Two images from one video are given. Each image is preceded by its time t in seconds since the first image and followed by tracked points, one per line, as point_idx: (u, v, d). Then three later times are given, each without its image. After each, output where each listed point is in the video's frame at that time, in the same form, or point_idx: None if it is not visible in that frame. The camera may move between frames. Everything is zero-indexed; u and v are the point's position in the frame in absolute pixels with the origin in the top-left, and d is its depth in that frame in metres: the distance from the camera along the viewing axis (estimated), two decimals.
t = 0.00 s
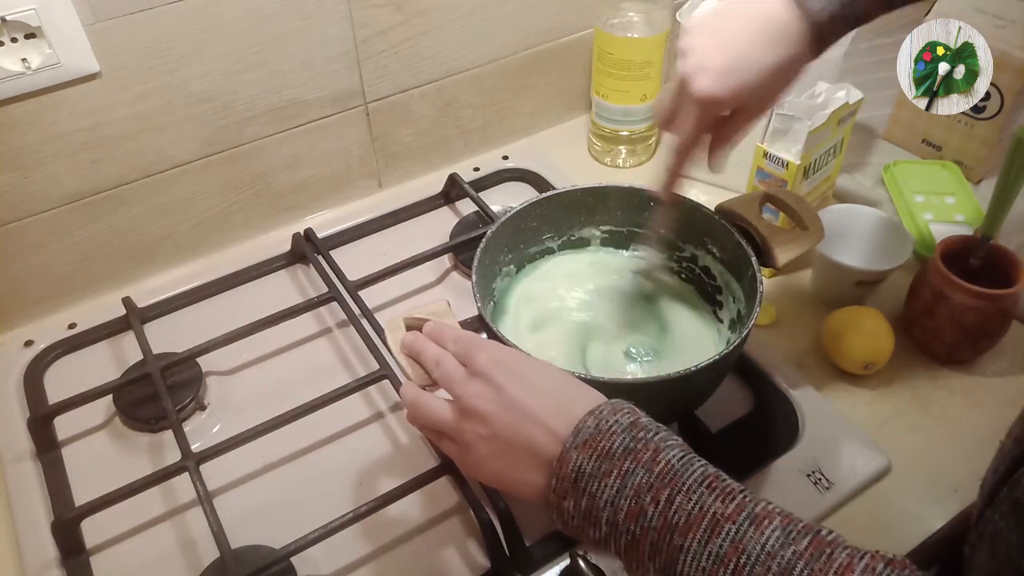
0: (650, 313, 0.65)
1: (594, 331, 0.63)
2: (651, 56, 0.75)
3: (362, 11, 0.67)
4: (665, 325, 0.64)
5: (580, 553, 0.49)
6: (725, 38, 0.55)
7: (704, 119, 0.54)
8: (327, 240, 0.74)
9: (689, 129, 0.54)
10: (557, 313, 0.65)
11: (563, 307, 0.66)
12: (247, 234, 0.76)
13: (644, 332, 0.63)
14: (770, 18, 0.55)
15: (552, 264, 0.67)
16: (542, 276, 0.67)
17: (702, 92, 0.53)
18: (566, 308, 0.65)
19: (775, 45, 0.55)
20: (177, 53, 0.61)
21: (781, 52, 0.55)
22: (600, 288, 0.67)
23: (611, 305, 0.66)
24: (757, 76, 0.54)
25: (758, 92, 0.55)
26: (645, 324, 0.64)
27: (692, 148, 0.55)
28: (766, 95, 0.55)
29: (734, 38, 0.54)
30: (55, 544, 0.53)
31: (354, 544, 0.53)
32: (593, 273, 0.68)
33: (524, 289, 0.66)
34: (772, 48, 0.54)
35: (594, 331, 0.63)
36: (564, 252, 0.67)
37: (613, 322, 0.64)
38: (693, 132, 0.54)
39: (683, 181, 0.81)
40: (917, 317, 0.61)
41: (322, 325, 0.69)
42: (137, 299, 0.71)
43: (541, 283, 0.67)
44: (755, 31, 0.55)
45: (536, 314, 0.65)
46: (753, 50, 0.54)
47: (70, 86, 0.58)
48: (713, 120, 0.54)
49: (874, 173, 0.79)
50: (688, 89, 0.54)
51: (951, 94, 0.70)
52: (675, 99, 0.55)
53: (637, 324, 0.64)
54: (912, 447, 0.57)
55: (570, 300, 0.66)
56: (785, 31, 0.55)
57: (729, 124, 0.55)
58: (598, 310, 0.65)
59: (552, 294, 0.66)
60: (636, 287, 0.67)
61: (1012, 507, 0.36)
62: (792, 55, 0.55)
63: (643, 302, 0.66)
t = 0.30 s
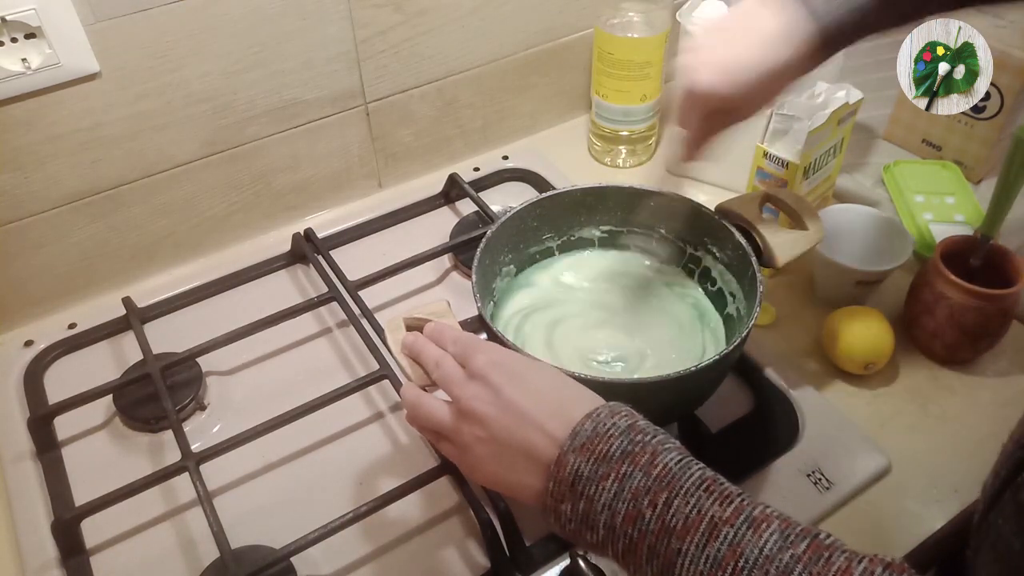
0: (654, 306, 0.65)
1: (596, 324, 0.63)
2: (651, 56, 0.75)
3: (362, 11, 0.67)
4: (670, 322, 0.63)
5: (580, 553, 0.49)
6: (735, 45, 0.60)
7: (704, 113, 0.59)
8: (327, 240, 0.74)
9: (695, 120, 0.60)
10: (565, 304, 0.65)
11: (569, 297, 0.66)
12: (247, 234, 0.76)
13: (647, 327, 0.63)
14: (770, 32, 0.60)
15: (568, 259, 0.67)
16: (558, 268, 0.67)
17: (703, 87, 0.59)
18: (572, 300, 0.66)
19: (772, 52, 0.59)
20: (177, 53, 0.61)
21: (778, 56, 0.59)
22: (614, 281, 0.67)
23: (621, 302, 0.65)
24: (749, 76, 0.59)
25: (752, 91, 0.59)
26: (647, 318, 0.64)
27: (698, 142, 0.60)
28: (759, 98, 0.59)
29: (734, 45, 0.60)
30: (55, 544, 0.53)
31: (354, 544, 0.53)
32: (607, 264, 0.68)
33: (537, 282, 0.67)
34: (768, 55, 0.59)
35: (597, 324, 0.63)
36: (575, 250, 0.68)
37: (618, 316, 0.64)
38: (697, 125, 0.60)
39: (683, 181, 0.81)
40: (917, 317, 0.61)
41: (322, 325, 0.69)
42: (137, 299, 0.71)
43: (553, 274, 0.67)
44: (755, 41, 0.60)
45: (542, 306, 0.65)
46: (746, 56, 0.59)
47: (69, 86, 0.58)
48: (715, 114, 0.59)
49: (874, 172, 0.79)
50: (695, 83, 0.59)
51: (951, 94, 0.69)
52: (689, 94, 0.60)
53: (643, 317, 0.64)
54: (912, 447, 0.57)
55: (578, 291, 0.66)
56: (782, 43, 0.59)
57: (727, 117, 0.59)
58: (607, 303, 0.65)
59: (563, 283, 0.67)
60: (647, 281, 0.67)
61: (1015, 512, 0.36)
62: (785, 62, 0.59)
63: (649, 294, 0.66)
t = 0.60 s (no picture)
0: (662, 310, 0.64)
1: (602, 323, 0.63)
2: (651, 56, 0.75)
3: (361, 11, 0.67)
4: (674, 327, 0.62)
5: (580, 553, 0.49)
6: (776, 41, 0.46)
7: (733, 131, 0.47)
8: (327, 240, 0.74)
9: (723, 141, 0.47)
10: (579, 298, 0.66)
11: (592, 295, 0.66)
12: (247, 234, 0.76)
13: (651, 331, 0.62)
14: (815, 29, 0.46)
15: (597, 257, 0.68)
16: (586, 267, 0.68)
17: (734, 97, 0.46)
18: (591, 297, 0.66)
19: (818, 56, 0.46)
20: (177, 53, 0.61)
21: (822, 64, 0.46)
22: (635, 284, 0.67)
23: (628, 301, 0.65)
24: (789, 83, 0.45)
25: (793, 104, 0.45)
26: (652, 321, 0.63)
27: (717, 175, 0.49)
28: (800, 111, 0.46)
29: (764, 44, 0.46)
30: (55, 544, 0.53)
31: (355, 544, 0.53)
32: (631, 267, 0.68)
33: (560, 274, 0.68)
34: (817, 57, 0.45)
35: (604, 324, 0.63)
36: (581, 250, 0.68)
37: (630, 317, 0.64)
38: (723, 146, 0.47)
39: (683, 181, 0.81)
40: (917, 317, 0.61)
41: (322, 325, 0.69)
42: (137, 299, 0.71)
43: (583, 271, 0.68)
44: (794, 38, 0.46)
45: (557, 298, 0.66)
46: (786, 58, 0.45)
47: (69, 86, 0.58)
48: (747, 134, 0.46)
49: (874, 172, 0.79)
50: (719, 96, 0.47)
51: (950, 94, 0.69)
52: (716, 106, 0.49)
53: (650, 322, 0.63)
54: (912, 447, 0.57)
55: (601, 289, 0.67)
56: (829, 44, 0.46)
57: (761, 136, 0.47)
58: (622, 303, 0.65)
59: (587, 283, 0.67)
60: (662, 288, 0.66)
61: (1003, 514, 0.37)
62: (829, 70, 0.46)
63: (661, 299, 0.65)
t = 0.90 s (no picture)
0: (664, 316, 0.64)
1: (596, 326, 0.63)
2: (651, 56, 0.75)
3: (361, 11, 0.67)
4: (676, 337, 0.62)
5: (580, 553, 0.49)
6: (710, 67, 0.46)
7: (700, 145, 0.47)
8: (327, 240, 0.74)
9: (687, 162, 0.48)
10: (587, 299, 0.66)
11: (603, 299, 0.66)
12: (247, 234, 0.76)
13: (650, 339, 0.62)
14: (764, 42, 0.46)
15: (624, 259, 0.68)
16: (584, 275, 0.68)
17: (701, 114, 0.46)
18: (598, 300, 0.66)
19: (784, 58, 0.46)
20: (177, 53, 0.61)
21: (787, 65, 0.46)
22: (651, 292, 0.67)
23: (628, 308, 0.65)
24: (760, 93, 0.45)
25: (758, 114, 0.46)
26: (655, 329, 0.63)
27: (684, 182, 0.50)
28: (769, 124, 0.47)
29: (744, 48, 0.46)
30: (54, 544, 0.53)
31: (355, 544, 0.53)
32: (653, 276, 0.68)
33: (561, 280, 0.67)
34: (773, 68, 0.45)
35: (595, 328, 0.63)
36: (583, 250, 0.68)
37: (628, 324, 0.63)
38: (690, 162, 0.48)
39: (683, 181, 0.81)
40: (917, 317, 0.61)
41: (321, 325, 0.69)
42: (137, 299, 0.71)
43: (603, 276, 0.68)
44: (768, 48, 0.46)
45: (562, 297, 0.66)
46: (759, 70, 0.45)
47: (70, 86, 0.58)
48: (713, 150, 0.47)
49: (874, 173, 0.79)
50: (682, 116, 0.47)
51: (951, 93, 0.70)
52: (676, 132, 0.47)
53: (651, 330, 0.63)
54: (912, 446, 0.57)
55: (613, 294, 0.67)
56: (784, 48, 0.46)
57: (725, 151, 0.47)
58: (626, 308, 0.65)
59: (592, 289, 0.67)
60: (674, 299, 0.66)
61: (1006, 509, 0.36)
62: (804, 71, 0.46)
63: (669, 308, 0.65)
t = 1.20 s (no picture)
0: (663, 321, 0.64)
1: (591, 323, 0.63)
2: (651, 56, 0.75)
3: (361, 11, 0.67)
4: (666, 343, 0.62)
5: (580, 552, 0.49)
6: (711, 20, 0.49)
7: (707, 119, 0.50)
8: (327, 240, 0.74)
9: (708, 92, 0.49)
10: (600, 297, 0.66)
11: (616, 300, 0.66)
12: (247, 234, 0.76)
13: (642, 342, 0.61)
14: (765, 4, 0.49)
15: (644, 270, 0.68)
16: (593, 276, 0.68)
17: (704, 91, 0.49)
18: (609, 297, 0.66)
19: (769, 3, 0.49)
20: (177, 53, 0.61)
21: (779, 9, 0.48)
22: (660, 301, 0.66)
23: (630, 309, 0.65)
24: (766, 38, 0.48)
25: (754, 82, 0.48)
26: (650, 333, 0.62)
27: (696, 140, 0.51)
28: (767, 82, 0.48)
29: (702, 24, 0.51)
30: (54, 544, 0.53)
31: (355, 544, 0.53)
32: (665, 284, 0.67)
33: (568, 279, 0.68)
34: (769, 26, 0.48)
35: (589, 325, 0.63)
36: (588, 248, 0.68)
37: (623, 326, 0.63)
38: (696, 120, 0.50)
39: (682, 181, 0.81)
40: (918, 317, 0.61)
41: (321, 325, 0.69)
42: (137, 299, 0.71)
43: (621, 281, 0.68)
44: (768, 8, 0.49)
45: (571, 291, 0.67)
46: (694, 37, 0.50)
47: (70, 86, 0.58)
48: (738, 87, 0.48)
49: (874, 172, 0.79)
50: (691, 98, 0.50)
51: (951, 93, 0.70)
52: (682, 96, 0.51)
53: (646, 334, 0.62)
54: (912, 446, 0.57)
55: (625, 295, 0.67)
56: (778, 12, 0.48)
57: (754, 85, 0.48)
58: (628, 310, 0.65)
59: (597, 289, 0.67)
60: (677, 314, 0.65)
61: (1014, 512, 0.37)
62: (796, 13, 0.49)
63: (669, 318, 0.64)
